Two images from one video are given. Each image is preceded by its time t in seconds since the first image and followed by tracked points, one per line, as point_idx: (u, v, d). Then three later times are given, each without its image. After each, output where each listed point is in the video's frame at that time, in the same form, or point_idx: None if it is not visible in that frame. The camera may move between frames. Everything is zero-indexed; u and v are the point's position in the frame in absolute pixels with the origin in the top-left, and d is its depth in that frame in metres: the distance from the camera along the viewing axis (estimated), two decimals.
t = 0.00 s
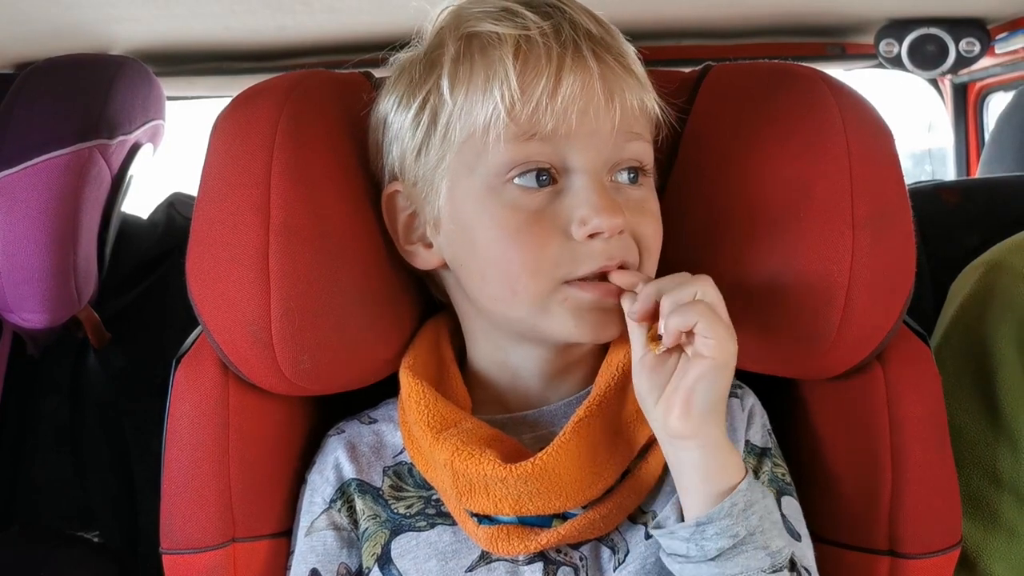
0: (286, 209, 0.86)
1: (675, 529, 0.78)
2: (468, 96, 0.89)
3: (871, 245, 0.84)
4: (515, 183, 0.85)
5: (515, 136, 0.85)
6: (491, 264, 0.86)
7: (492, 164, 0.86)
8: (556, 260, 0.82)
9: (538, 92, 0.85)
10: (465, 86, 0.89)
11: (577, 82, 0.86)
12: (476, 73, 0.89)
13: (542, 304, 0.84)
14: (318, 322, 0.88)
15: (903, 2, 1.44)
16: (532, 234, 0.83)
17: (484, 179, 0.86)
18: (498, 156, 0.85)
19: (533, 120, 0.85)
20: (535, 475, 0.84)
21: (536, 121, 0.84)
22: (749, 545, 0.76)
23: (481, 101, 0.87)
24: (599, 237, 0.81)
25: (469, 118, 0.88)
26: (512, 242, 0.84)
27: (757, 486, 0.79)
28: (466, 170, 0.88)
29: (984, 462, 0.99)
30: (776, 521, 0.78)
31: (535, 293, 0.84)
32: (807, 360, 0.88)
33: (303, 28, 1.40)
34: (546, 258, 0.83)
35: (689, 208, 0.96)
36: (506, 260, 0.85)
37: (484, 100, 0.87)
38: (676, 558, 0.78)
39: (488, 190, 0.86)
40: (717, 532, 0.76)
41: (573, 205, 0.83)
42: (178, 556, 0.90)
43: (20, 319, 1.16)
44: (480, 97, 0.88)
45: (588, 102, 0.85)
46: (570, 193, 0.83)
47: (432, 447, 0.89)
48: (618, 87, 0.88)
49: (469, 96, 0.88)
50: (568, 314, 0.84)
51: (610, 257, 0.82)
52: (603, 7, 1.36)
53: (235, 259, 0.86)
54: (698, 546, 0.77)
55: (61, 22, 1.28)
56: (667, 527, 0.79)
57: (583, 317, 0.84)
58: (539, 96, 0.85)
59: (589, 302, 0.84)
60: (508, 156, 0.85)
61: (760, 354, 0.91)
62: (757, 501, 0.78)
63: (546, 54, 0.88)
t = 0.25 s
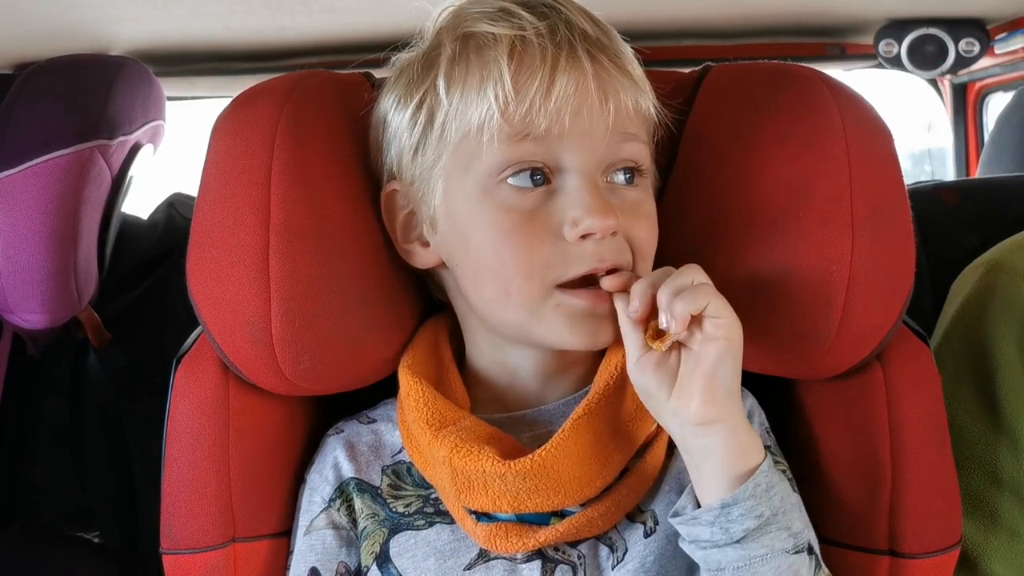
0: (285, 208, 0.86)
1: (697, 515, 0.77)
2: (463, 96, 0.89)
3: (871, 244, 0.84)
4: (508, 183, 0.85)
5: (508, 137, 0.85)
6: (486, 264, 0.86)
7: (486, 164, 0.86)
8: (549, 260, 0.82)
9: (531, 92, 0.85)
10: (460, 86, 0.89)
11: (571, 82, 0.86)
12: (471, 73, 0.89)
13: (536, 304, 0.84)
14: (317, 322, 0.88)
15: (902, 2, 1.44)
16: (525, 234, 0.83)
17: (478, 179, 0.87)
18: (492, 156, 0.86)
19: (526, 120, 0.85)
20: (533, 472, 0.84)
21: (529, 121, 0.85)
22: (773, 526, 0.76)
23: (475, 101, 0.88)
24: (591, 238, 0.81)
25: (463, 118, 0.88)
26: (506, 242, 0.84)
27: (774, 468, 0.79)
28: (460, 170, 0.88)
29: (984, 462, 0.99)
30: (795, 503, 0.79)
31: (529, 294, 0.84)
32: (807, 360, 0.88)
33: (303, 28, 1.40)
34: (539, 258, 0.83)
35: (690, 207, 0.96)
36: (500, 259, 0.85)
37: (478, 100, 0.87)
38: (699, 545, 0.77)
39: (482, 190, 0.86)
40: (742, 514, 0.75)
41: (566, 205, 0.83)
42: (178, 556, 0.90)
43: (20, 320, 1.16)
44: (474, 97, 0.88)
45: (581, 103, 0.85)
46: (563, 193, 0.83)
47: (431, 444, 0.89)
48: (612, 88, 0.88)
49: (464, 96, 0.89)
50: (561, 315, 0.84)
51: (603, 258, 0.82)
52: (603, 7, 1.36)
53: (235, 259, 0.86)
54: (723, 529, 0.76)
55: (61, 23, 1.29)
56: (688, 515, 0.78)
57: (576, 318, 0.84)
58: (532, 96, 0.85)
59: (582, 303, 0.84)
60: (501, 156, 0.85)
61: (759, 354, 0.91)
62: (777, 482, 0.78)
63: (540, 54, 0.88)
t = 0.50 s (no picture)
0: (285, 209, 0.86)
1: (717, 513, 0.77)
2: (454, 95, 0.89)
3: (871, 244, 0.84)
4: (500, 182, 0.85)
5: (499, 136, 0.85)
6: (480, 263, 0.86)
7: (478, 163, 0.86)
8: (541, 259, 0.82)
9: (521, 91, 0.86)
10: (450, 85, 0.90)
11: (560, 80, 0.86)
12: (461, 73, 0.89)
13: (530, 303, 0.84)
14: (317, 322, 0.88)
15: (902, 2, 1.44)
16: (518, 232, 0.83)
17: (471, 179, 0.87)
18: (483, 155, 0.86)
19: (517, 119, 0.85)
20: (533, 472, 0.84)
21: (519, 119, 0.85)
22: (792, 519, 0.77)
23: (466, 101, 0.88)
24: (583, 235, 0.81)
25: (455, 118, 0.88)
26: (499, 241, 0.84)
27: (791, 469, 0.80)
28: (452, 169, 0.88)
29: (984, 462, 0.99)
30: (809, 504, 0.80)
31: (523, 293, 0.84)
32: (806, 360, 0.88)
33: (303, 28, 1.40)
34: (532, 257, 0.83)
35: (687, 206, 0.96)
36: (494, 259, 0.85)
37: (468, 99, 0.87)
38: (718, 540, 0.78)
39: (475, 189, 0.86)
40: (762, 508, 0.76)
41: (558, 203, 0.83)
42: (178, 555, 0.90)
43: (20, 320, 1.16)
44: (465, 96, 0.88)
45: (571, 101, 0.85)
46: (553, 191, 0.83)
47: (430, 444, 0.89)
48: (603, 85, 0.88)
49: (454, 95, 0.89)
50: (555, 315, 0.83)
51: (596, 255, 0.81)
52: (603, 7, 1.36)
53: (235, 259, 0.86)
54: (744, 523, 0.77)
55: (61, 23, 1.28)
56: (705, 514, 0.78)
57: (571, 318, 0.83)
58: (522, 95, 0.85)
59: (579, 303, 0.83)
60: (493, 155, 0.85)
61: (758, 354, 0.91)
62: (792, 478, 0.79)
63: (530, 52, 0.88)
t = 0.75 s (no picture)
0: (286, 209, 0.86)
1: None
2: (461, 100, 0.89)
3: (872, 244, 0.84)
4: (508, 186, 0.85)
5: (507, 140, 0.85)
6: (486, 267, 0.86)
7: (485, 168, 0.86)
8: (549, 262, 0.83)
9: (529, 96, 0.86)
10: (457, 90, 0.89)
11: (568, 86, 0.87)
12: (468, 78, 0.89)
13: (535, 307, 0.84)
14: (318, 322, 0.88)
15: (901, 3, 1.44)
16: (525, 237, 0.83)
17: (477, 183, 0.87)
18: (491, 160, 0.86)
19: (524, 124, 0.85)
20: (540, 475, 0.84)
21: (527, 125, 0.85)
22: None
23: (473, 107, 0.88)
24: (590, 239, 0.81)
25: (461, 124, 0.88)
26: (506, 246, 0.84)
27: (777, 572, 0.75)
28: (458, 174, 0.88)
29: (985, 462, 1.00)
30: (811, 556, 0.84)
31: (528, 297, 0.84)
32: (807, 360, 0.89)
33: (303, 28, 1.40)
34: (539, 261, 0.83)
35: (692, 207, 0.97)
36: (500, 263, 0.85)
37: (475, 105, 0.87)
38: None
39: (481, 194, 0.86)
40: None
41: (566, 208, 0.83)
42: (178, 555, 0.91)
43: (19, 321, 1.16)
44: (472, 101, 0.88)
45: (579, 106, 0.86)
46: (561, 196, 0.84)
47: (437, 446, 0.89)
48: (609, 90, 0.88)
49: (461, 100, 0.89)
50: (559, 318, 0.84)
51: (602, 259, 0.82)
52: (603, 8, 1.37)
53: (236, 260, 0.86)
54: None
55: (60, 22, 1.28)
56: None
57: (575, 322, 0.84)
58: (530, 100, 0.86)
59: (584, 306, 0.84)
60: (500, 160, 0.85)
61: (758, 354, 0.91)
62: None
63: (536, 58, 0.88)
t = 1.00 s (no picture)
0: (285, 208, 0.87)
1: None
2: (468, 100, 0.89)
3: (871, 243, 0.84)
4: (516, 188, 0.85)
5: (515, 142, 0.85)
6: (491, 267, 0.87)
7: (491, 168, 0.86)
8: (554, 265, 0.83)
9: (537, 98, 0.86)
10: (464, 90, 0.89)
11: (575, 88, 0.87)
12: (476, 78, 0.89)
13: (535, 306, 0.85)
14: (317, 321, 0.88)
15: (900, 3, 1.44)
16: (531, 238, 0.84)
17: (484, 183, 0.87)
18: (499, 161, 0.86)
19: (532, 126, 0.85)
20: (533, 474, 0.84)
21: (535, 127, 0.85)
22: None
23: (480, 108, 0.88)
24: (596, 240, 0.82)
25: (468, 123, 0.88)
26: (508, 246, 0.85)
27: None
28: (465, 173, 0.89)
29: (984, 462, 1.00)
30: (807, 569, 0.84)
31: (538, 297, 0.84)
32: (806, 360, 0.89)
33: (302, 29, 1.40)
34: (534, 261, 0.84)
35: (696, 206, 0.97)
36: (505, 264, 0.85)
37: (483, 105, 0.87)
38: None
39: (486, 195, 0.87)
40: None
41: (576, 211, 0.84)
42: (178, 555, 0.91)
43: (19, 321, 1.16)
44: (480, 101, 0.88)
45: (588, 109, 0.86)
46: (570, 199, 0.84)
47: (432, 443, 0.89)
48: (616, 93, 0.89)
49: (469, 100, 0.89)
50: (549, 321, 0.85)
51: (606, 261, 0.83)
52: (603, 8, 1.37)
53: (235, 260, 0.86)
54: None
55: (59, 22, 1.28)
56: None
57: (581, 322, 0.84)
58: (537, 102, 0.86)
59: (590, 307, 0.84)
60: (509, 161, 0.85)
61: (757, 353, 0.90)
62: None
63: (545, 60, 0.88)
